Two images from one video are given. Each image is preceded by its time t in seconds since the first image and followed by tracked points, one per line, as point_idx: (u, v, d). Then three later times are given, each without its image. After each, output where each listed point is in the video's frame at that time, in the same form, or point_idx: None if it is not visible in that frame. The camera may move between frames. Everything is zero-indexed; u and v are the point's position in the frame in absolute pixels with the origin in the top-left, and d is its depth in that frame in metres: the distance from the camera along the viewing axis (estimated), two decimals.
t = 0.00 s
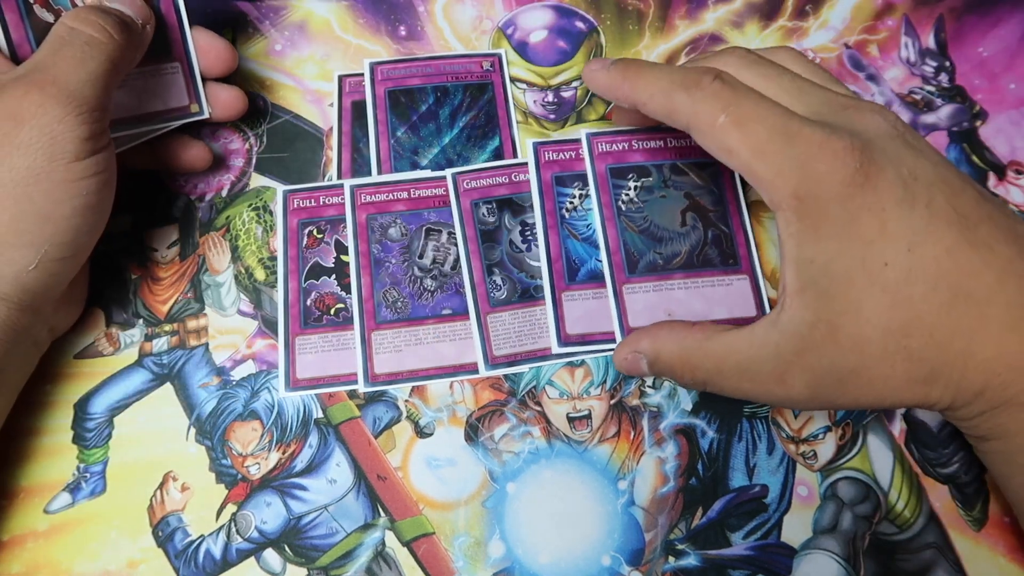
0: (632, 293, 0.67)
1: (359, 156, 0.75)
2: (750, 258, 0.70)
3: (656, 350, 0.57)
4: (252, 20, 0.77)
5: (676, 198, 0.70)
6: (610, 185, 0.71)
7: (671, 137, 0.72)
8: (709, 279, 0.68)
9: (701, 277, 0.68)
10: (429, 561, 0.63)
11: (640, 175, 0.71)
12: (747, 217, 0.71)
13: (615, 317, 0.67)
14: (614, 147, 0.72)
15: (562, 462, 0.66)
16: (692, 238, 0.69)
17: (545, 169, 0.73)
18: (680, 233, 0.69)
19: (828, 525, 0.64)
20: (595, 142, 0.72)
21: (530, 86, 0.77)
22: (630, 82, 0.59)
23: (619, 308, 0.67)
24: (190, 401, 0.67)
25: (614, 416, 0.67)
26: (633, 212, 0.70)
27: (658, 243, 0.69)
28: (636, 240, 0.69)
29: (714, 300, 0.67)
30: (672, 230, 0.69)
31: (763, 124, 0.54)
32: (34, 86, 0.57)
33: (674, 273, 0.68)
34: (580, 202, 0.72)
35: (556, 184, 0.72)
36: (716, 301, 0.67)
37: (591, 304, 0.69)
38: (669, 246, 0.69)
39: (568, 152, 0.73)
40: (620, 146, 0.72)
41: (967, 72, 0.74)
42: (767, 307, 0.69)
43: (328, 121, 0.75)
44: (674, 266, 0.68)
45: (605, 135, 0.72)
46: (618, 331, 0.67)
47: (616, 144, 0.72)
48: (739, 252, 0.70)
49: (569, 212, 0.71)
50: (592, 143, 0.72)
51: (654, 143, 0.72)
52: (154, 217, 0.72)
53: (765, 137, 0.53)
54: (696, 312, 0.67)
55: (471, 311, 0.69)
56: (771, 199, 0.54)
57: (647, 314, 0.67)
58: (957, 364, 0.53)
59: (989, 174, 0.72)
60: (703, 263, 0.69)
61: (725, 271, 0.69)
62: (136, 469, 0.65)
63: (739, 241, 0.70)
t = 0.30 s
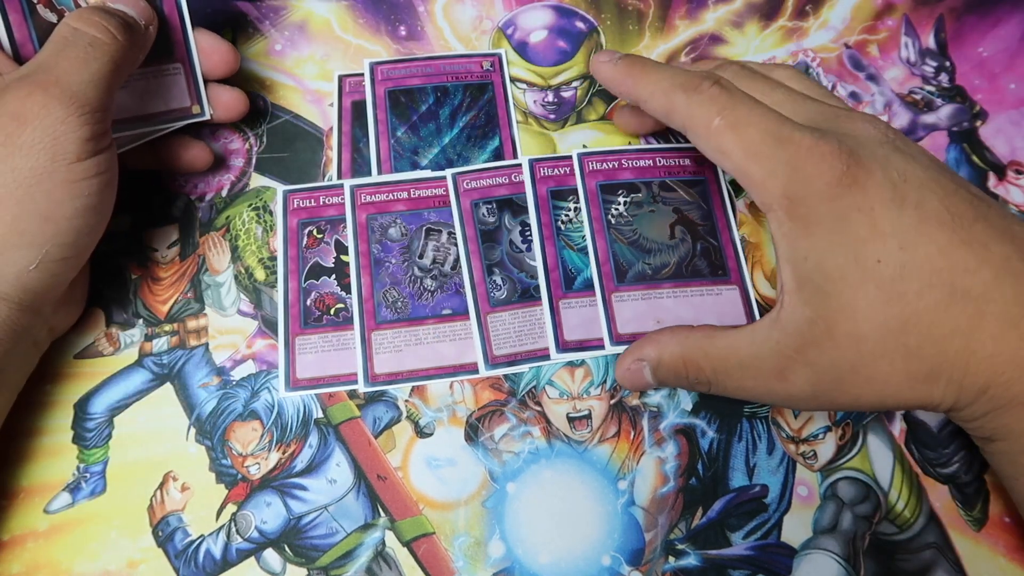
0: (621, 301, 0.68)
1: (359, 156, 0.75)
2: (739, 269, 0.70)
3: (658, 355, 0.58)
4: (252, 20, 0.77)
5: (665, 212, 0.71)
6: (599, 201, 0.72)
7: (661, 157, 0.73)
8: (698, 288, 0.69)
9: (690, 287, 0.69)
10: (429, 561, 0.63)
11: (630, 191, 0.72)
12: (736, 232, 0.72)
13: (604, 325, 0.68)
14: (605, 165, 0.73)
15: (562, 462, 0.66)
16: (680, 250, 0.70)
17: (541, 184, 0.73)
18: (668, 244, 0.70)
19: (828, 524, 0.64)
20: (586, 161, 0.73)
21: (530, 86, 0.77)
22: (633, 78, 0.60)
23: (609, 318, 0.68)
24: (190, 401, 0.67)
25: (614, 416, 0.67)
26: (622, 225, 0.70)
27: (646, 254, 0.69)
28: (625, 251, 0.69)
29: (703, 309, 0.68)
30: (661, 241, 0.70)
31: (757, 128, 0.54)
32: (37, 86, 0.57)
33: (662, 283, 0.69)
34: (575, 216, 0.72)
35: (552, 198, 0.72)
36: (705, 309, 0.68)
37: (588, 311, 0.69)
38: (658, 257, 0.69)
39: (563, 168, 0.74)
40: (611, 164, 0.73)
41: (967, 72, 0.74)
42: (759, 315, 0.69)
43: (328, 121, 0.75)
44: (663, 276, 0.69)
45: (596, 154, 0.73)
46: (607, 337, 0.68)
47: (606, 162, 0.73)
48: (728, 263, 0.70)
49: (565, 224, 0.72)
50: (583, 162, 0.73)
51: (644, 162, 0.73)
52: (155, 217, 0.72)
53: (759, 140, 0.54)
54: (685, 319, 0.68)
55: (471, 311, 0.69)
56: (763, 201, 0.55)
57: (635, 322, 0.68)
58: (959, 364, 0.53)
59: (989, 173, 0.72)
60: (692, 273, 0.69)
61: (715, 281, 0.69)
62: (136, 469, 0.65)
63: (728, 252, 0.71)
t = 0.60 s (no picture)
0: (625, 302, 0.68)
1: (359, 156, 0.75)
2: (748, 275, 0.70)
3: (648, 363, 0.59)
4: (252, 20, 0.77)
5: (676, 213, 0.70)
6: (609, 198, 0.71)
7: (674, 154, 0.72)
8: (705, 293, 0.69)
9: (697, 291, 0.68)
10: (429, 561, 0.63)
11: (640, 189, 0.71)
12: (747, 235, 0.71)
13: (607, 326, 0.68)
14: (617, 161, 0.72)
15: (562, 462, 0.66)
16: (689, 252, 0.69)
17: (548, 176, 0.73)
18: (677, 247, 0.69)
19: (828, 524, 0.64)
20: (598, 156, 0.73)
21: (530, 86, 0.77)
22: (623, 78, 0.60)
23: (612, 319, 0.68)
24: (190, 401, 0.67)
25: (614, 416, 0.67)
26: (631, 224, 0.70)
27: (654, 255, 0.69)
28: (632, 251, 0.69)
29: (709, 316, 0.68)
30: (670, 243, 0.69)
31: (748, 135, 0.54)
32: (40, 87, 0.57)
33: (668, 286, 0.68)
34: (581, 213, 0.72)
35: (559, 193, 0.72)
36: (710, 316, 0.68)
37: (582, 313, 0.69)
38: (666, 260, 0.69)
39: (573, 163, 0.73)
40: (623, 160, 0.72)
41: (967, 72, 0.74)
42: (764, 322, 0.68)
43: (328, 121, 0.75)
44: (670, 280, 0.68)
45: (608, 149, 0.73)
46: (608, 339, 0.68)
47: (618, 158, 0.72)
48: (737, 269, 0.70)
49: (569, 221, 0.72)
50: (595, 157, 0.72)
51: (657, 160, 0.72)
52: (156, 217, 0.72)
53: (748, 147, 0.54)
54: (690, 326, 0.67)
55: (471, 311, 0.69)
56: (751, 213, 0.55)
57: (639, 325, 0.68)
58: (959, 364, 0.53)
59: (988, 174, 0.72)
60: (698, 278, 0.69)
61: (722, 287, 0.69)
62: (136, 469, 0.65)
63: (738, 258, 0.70)
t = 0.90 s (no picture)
0: (636, 292, 0.68)
1: (359, 156, 0.75)
2: (756, 258, 0.70)
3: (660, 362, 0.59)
4: (252, 20, 0.77)
5: (682, 197, 0.70)
6: (613, 184, 0.71)
7: (677, 136, 0.72)
8: (715, 279, 0.69)
9: (707, 277, 0.69)
10: (429, 561, 0.63)
11: (644, 173, 0.71)
12: (754, 218, 0.71)
13: (618, 316, 0.68)
14: (618, 144, 0.72)
15: (563, 462, 0.66)
16: (697, 237, 0.69)
17: (549, 163, 0.73)
18: (685, 232, 0.69)
19: (828, 525, 0.64)
20: (599, 140, 0.73)
21: (530, 86, 0.77)
22: (632, 65, 0.59)
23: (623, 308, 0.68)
24: (190, 401, 0.67)
25: (614, 416, 0.67)
26: (637, 211, 0.70)
27: (662, 242, 0.69)
28: (639, 239, 0.69)
29: (719, 301, 0.68)
30: (678, 229, 0.70)
31: (768, 126, 0.53)
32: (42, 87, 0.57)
33: (678, 273, 0.68)
34: (584, 200, 0.72)
35: (560, 180, 0.72)
36: (722, 302, 0.68)
37: (590, 306, 0.69)
38: (674, 246, 0.69)
39: (573, 149, 0.74)
40: (624, 144, 0.72)
41: (967, 72, 0.74)
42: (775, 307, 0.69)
43: (328, 121, 0.75)
44: (679, 266, 0.68)
45: (609, 133, 0.73)
46: (622, 331, 0.68)
47: (619, 142, 0.72)
48: (746, 251, 0.70)
49: (573, 210, 0.71)
50: (596, 142, 0.72)
51: (659, 142, 0.72)
52: (156, 217, 0.72)
53: (767, 139, 0.53)
54: (702, 313, 0.68)
55: (471, 311, 0.69)
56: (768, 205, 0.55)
57: (651, 315, 0.68)
58: (963, 363, 0.53)
59: (989, 174, 0.72)
60: (708, 263, 0.69)
61: (732, 271, 0.69)
62: (136, 469, 0.65)
63: (746, 241, 0.70)
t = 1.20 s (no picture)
0: (629, 300, 0.68)
1: (359, 156, 0.75)
2: (745, 269, 0.70)
3: (659, 358, 0.58)
4: (252, 20, 0.77)
5: (674, 210, 0.71)
6: (608, 196, 0.71)
7: (669, 151, 0.73)
8: (706, 289, 0.69)
9: (698, 287, 0.69)
10: (429, 561, 0.63)
11: (638, 186, 0.72)
12: (742, 231, 0.72)
13: (612, 323, 0.68)
14: (613, 158, 0.73)
15: (563, 462, 0.66)
16: (688, 248, 0.70)
17: (545, 181, 0.73)
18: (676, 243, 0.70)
19: (828, 525, 0.64)
20: (595, 154, 0.73)
21: (530, 86, 0.77)
22: (629, 74, 0.59)
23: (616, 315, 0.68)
24: (190, 401, 0.67)
25: (614, 416, 0.67)
26: (631, 221, 0.70)
27: (655, 252, 0.70)
28: (633, 248, 0.69)
29: (711, 310, 0.68)
30: (669, 240, 0.70)
31: (761, 127, 0.53)
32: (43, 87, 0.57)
33: (670, 282, 0.69)
34: (578, 217, 0.72)
35: (556, 200, 0.72)
36: (713, 310, 0.68)
37: (586, 314, 0.69)
38: (666, 256, 0.69)
39: (568, 168, 0.73)
40: (619, 158, 0.73)
41: (967, 72, 0.74)
42: (763, 317, 0.69)
43: (329, 121, 0.75)
44: (671, 276, 0.69)
45: (604, 147, 0.73)
46: (614, 339, 0.68)
47: (615, 155, 0.73)
48: (735, 263, 0.70)
49: (567, 225, 0.72)
50: (592, 155, 0.73)
51: (652, 156, 0.73)
52: (156, 217, 0.72)
53: (760, 139, 0.53)
54: (693, 319, 0.68)
55: (471, 311, 0.69)
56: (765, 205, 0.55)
57: (643, 322, 0.68)
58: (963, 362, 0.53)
59: (988, 174, 0.72)
60: (699, 273, 0.69)
61: (722, 282, 0.69)
62: (136, 469, 0.65)
63: (735, 253, 0.71)
